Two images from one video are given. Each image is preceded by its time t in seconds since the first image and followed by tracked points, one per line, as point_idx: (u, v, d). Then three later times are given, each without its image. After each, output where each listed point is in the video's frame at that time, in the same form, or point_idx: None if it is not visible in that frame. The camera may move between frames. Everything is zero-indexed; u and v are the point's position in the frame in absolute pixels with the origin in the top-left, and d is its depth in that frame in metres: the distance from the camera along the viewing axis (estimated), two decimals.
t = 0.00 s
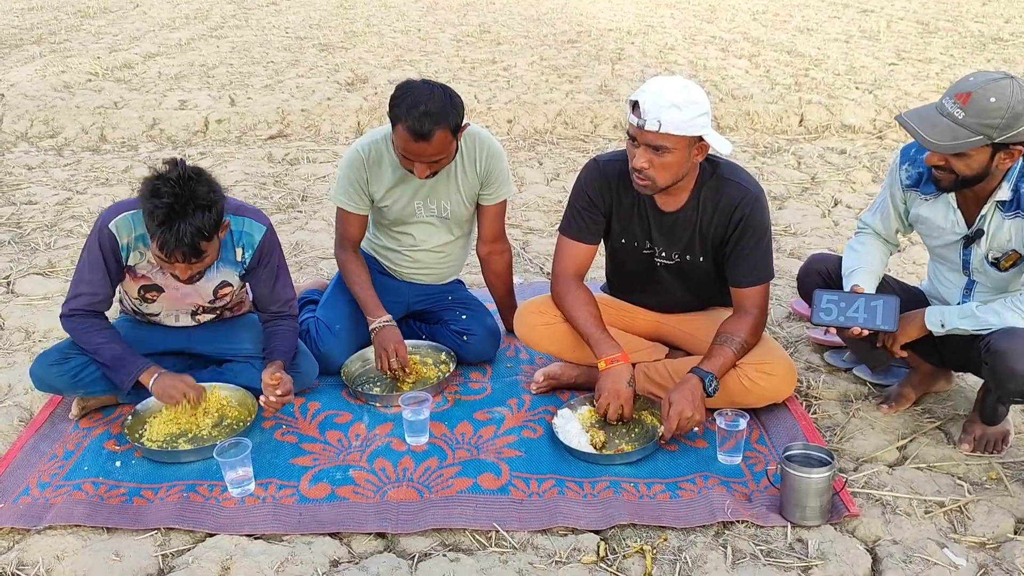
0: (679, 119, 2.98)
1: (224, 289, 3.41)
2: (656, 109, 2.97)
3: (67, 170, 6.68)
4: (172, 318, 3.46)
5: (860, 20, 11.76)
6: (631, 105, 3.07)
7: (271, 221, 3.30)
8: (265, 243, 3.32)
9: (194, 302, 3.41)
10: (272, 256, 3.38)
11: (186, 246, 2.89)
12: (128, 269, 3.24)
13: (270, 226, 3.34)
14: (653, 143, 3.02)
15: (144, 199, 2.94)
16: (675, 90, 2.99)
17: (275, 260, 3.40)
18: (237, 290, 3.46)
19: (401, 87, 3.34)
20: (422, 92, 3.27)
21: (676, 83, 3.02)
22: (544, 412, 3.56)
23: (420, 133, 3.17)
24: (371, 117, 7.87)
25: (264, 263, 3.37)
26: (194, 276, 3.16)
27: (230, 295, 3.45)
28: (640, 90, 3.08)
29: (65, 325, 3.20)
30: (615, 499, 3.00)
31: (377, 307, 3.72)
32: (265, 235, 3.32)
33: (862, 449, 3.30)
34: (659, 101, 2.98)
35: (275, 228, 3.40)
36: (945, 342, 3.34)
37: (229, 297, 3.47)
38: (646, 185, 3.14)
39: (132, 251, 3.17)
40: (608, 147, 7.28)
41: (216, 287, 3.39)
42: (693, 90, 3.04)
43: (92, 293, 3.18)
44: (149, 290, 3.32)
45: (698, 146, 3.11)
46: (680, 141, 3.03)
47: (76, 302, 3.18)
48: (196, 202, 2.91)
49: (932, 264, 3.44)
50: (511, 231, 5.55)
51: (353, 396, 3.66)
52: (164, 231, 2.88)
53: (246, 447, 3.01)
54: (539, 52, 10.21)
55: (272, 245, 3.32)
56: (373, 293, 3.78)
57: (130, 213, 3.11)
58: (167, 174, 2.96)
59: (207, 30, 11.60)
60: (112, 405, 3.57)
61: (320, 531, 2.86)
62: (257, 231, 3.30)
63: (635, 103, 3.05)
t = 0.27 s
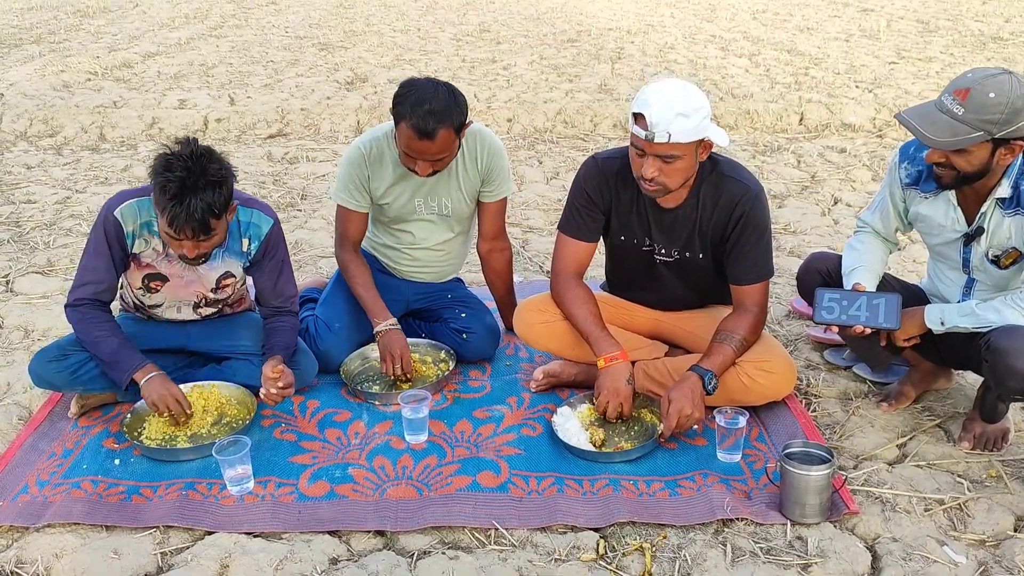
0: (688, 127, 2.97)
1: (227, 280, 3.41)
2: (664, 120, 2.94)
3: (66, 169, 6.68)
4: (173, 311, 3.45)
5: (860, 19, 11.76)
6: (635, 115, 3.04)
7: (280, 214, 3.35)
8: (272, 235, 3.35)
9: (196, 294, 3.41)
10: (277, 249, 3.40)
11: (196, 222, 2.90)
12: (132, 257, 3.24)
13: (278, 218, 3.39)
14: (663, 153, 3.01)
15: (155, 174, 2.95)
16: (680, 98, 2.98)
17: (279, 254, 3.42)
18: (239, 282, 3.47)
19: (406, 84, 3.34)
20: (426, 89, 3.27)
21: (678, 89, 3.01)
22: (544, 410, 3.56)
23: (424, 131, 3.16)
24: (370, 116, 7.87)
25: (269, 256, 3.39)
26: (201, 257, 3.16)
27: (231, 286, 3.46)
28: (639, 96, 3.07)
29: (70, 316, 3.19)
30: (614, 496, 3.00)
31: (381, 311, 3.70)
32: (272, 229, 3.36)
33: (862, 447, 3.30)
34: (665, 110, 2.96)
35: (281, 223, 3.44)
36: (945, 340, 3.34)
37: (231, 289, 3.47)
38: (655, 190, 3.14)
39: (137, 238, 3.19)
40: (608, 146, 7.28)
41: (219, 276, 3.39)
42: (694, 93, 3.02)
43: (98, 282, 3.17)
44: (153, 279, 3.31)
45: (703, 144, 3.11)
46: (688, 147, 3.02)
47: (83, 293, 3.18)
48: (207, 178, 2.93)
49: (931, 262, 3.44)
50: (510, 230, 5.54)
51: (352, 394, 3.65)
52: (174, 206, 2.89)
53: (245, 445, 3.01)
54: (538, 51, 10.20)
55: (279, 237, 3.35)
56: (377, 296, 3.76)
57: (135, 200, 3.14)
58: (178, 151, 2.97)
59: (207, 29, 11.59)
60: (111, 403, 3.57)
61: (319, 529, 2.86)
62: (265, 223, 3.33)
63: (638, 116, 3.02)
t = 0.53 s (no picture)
0: (695, 142, 2.96)
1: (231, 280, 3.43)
2: (672, 137, 2.93)
3: (67, 173, 6.69)
4: (177, 311, 3.46)
5: (860, 22, 11.78)
6: (640, 134, 3.00)
7: (286, 216, 3.38)
8: (278, 237, 3.38)
9: (200, 293, 3.42)
10: (282, 252, 3.42)
11: (210, 218, 2.91)
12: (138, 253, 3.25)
13: (284, 220, 3.42)
14: (671, 169, 3.00)
15: (169, 171, 2.96)
16: (685, 114, 2.96)
17: (285, 256, 3.44)
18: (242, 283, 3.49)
19: (407, 85, 3.34)
20: (428, 89, 3.28)
21: (681, 105, 2.99)
22: (544, 413, 3.56)
23: (427, 130, 3.17)
24: (371, 119, 7.88)
25: (274, 258, 3.41)
26: (207, 254, 3.17)
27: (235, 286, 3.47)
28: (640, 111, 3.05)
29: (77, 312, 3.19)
30: (615, 499, 3.00)
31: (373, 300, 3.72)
32: (278, 231, 3.39)
33: (862, 449, 3.30)
34: (671, 126, 2.94)
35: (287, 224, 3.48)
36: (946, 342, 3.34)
37: (235, 290, 3.49)
38: (662, 205, 3.16)
39: (144, 234, 3.20)
40: (609, 149, 7.29)
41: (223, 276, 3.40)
42: (697, 105, 3.02)
43: (105, 277, 3.18)
44: (158, 276, 3.32)
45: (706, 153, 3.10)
46: (694, 161, 3.02)
47: (89, 287, 3.18)
48: (222, 174, 2.94)
49: (930, 264, 3.45)
50: (511, 233, 5.55)
51: (353, 397, 3.66)
52: (189, 202, 2.90)
53: (245, 448, 3.01)
54: (539, 54, 10.22)
55: (285, 239, 3.38)
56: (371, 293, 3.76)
57: (143, 196, 3.17)
58: (193, 148, 3.00)
59: (207, 33, 11.62)
60: (112, 406, 3.57)
61: (320, 532, 2.86)
62: (272, 224, 3.37)
63: (643, 134, 2.99)
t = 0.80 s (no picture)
0: (697, 152, 2.96)
1: (232, 284, 3.43)
2: (675, 147, 2.93)
3: (67, 177, 6.69)
4: (177, 315, 3.46)
5: (859, 27, 11.80)
6: (642, 145, 2.99)
7: (288, 221, 3.39)
8: (280, 241, 3.39)
9: (201, 297, 3.42)
10: (283, 257, 3.43)
11: (215, 215, 2.92)
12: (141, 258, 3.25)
13: (286, 225, 3.42)
14: (674, 179, 3.00)
15: (172, 170, 2.96)
16: (687, 124, 2.96)
17: (285, 261, 3.45)
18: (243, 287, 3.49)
19: (406, 93, 3.35)
20: (426, 98, 3.28)
21: (681, 114, 2.99)
22: (544, 418, 3.55)
23: (423, 139, 3.18)
24: (371, 124, 7.89)
25: (275, 263, 3.42)
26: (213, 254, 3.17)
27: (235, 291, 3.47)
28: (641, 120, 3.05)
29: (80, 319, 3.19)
30: (615, 504, 2.99)
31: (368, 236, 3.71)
32: (279, 235, 3.39)
33: (863, 454, 3.30)
34: (672, 137, 2.94)
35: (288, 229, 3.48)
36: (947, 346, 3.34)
37: (235, 295, 3.49)
38: (665, 211, 3.16)
39: (147, 238, 3.19)
40: (608, 154, 7.29)
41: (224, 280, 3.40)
42: (697, 112, 3.02)
43: (109, 283, 3.18)
44: (160, 280, 3.31)
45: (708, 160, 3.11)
46: (696, 171, 3.02)
47: (105, 300, 3.18)
48: (226, 172, 2.95)
49: (930, 268, 3.44)
50: (511, 238, 5.55)
51: (353, 402, 3.65)
52: (194, 200, 2.90)
53: (245, 454, 3.01)
54: (539, 59, 10.24)
55: (286, 245, 3.39)
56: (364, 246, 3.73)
57: (147, 201, 3.17)
58: (196, 147, 3.00)
59: (208, 38, 11.64)
60: (111, 412, 3.57)
61: (320, 537, 2.85)
62: (274, 228, 3.37)
63: (645, 144, 2.98)
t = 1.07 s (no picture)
0: (696, 159, 2.96)
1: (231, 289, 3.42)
2: (674, 154, 2.93)
3: (66, 183, 6.69)
4: (176, 320, 3.45)
5: (858, 34, 11.83)
6: (642, 152, 2.99)
7: (287, 227, 3.39)
8: (279, 246, 3.38)
9: (199, 303, 3.42)
10: (282, 263, 3.43)
11: (218, 220, 2.92)
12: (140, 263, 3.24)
13: (285, 231, 3.42)
14: (672, 186, 3.01)
15: (177, 173, 2.96)
16: (685, 131, 2.95)
17: (285, 266, 3.45)
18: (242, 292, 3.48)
19: (402, 98, 3.34)
20: (421, 104, 3.28)
21: (680, 122, 2.99)
22: (543, 423, 3.55)
23: (417, 146, 3.18)
24: (369, 129, 7.90)
25: (274, 268, 3.42)
26: (212, 258, 3.17)
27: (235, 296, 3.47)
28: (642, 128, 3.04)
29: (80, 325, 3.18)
30: (614, 510, 2.98)
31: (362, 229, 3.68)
32: (279, 240, 3.39)
33: (862, 459, 3.29)
34: (670, 144, 2.93)
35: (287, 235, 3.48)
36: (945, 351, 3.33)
37: (234, 300, 3.49)
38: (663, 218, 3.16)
39: (147, 244, 3.19)
40: (607, 159, 7.30)
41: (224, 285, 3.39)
42: (696, 119, 3.02)
43: (108, 288, 3.17)
44: (159, 285, 3.31)
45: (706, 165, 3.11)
46: (695, 177, 3.02)
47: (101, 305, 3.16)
48: (230, 177, 2.95)
49: (930, 273, 3.45)
50: (509, 243, 5.55)
51: (351, 407, 3.64)
52: (197, 204, 2.89)
53: (243, 459, 3.00)
54: (538, 66, 10.26)
55: (285, 250, 3.39)
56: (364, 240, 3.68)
57: (146, 206, 3.17)
58: (201, 151, 3.00)
59: (207, 44, 11.65)
60: (109, 417, 3.56)
61: (317, 543, 2.84)
62: (273, 233, 3.37)
63: (645, 152, 2.98)
